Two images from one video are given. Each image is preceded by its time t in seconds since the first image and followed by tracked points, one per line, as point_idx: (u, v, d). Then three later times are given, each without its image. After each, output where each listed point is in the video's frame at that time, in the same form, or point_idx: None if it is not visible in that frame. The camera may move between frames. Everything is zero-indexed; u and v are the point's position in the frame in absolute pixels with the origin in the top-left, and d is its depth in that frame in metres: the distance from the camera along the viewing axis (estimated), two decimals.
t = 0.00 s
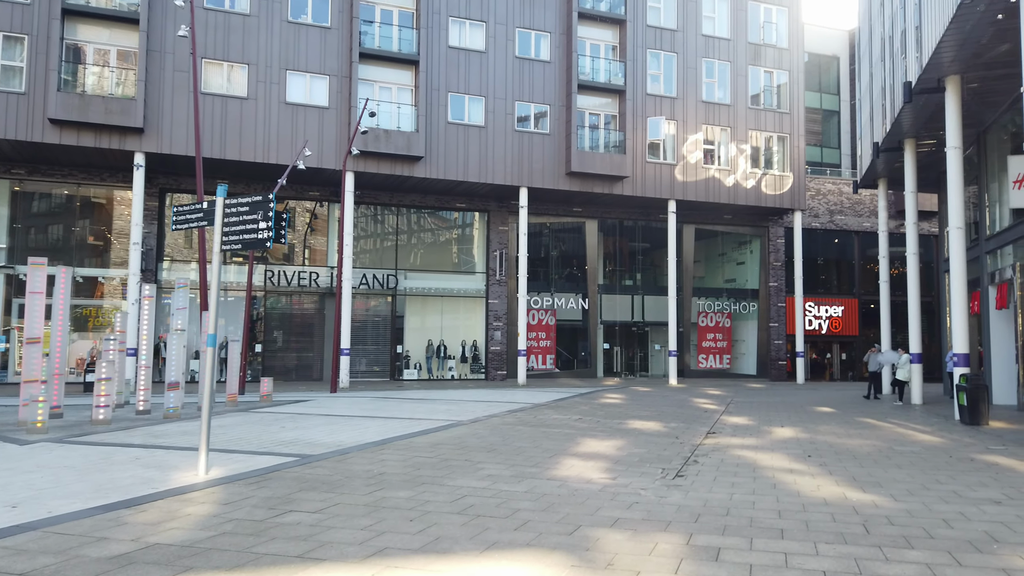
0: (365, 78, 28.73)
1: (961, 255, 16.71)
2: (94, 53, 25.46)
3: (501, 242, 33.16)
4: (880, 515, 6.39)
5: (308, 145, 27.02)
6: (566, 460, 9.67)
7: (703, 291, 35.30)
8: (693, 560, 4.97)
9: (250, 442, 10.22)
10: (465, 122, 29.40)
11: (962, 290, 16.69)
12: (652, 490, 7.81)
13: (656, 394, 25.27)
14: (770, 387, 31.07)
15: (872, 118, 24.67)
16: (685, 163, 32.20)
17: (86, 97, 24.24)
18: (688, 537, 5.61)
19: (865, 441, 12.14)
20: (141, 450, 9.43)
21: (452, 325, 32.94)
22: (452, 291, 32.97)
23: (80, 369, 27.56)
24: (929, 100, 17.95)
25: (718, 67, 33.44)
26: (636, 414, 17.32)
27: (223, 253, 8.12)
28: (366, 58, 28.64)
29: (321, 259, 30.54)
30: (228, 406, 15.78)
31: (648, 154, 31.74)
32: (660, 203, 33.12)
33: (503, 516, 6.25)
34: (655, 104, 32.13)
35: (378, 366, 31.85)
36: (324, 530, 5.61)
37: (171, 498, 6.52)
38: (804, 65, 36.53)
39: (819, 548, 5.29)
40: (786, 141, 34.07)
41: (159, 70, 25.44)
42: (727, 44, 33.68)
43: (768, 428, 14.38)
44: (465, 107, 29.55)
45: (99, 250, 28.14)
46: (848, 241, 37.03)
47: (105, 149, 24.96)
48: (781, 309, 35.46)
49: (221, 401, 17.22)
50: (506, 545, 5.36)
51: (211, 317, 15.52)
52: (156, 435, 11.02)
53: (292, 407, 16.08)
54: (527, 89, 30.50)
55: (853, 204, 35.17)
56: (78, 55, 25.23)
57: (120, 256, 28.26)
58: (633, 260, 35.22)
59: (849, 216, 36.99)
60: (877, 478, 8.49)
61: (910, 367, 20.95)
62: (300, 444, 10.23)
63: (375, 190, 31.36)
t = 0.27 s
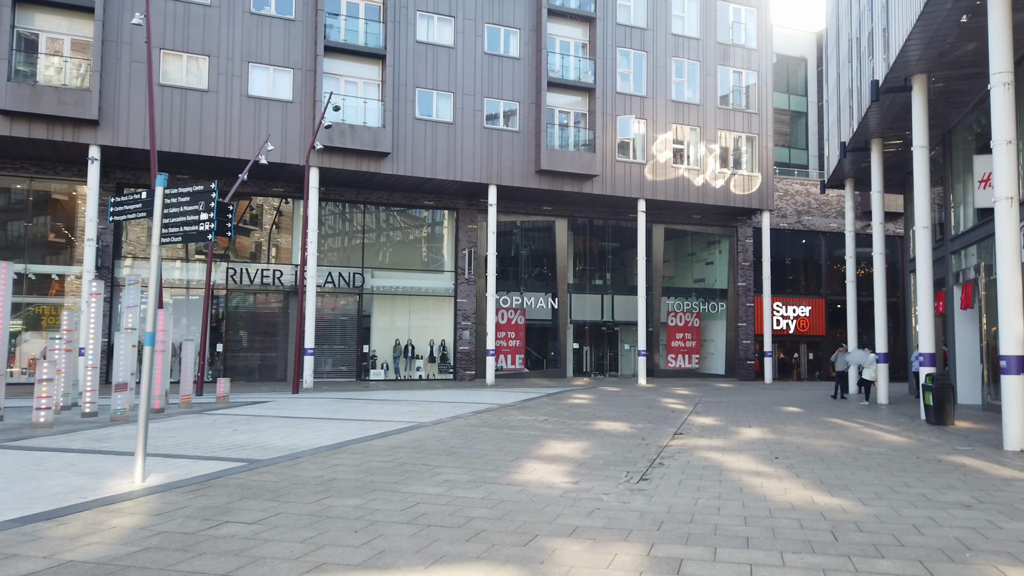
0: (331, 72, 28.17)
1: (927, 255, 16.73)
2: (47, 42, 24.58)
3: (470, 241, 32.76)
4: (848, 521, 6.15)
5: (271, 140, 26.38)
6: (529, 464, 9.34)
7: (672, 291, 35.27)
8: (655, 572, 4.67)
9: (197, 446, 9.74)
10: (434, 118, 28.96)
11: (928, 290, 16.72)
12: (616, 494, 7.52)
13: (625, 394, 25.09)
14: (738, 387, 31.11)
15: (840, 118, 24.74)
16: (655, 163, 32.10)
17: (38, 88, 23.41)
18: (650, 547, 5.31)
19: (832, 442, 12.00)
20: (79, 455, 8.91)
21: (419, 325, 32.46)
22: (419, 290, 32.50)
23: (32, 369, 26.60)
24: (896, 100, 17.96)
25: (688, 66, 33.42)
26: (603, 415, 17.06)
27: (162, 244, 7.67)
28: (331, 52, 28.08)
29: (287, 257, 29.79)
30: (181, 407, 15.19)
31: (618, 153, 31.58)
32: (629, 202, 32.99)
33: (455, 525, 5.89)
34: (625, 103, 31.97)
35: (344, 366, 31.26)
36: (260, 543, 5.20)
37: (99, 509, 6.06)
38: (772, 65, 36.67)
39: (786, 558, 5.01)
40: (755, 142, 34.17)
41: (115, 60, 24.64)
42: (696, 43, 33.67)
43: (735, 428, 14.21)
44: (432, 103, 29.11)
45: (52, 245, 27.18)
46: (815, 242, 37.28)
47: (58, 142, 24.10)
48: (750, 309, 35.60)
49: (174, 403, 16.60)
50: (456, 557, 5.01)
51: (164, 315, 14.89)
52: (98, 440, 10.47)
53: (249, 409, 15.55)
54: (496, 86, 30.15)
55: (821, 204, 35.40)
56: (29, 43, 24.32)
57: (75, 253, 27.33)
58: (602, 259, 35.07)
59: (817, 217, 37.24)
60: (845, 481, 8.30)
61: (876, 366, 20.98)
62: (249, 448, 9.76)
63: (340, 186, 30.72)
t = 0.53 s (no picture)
0: (295, 66, 27.58)
1: (893, 254, 16.73)
2: None
3: (438, 239, 32.34)
4: (813, 527, 5.92)
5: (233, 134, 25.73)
6: (488, 467, 9.02)
7: (642, 290, 35.20)
8: None
9: (141, 450, 9.28)
10: (401, 114, 28.49)
11: (894, 289, 16.72)
12: (574, 499, 7.23)
13: (594, 394, 24.88)
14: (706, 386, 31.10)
15: (808, 118, 24.78)
16: (625, 161, 31.96)
17: None
18: (607, 557, 5.01)
19: (798, 442, 11.84)
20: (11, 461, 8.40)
21: (387, 324, 31.97)
22: (387, 288, 32.00)
23: None
24: (863, 99, 17.93)
25: (658, 65, 33.35)
26: (570, 415, 16.79)
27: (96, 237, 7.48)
28: (296, 45, 27.49)
29: (253, 254, 29.16)
30: (133, 409, 14.62)
31: (588, 151, 31.38)
32: (599, 200, 32.82)
33: (402, 536, 5.55)
34: (595, 101, 31.77)
35: (309, 366, 30.65)
36: (187, 559, 4.81)
37: (18, 521, 5.62)
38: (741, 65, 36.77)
39: (748, 569, 4.75)
40: (724, 141, 34.21)
41: (70, 50, 23.85)
42: (667, 42, 33.61)
43: (702, 429, 14.03)
44: (400, 99, 28.63)
45: (5, 240, 26.30)
46: (783, 242, 37.47)
47: (9, 133, 23.26)
48: (718, 308, 35.68)
49: (125, 405, 15.99)
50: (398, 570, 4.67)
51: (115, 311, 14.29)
52: (36, 444, 9.93)
53: (205, 410, 15.03)
54: (465, 82, 29.77)
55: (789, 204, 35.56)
56: None
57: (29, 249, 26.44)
58: (572, 258, 34.88)
59: (785, 217, 37.43)
60: (810, 483, 8.10)
61: (843, 366, 21.01)
62: (195, 453, 9.29)
63: (305, 182, 30.09)
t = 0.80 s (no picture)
0: (252, 59, 26.89)
1: (853, 255, 16.75)
2: None
3: (400, 238, 31.81)
4: (772, 537, 5.68)
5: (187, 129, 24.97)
6: (440, 474, 8.66)
7: (606, 291, 35.11)
8: None
9: (70, 460, 8.73)
10: (362, 110, 27.93)
11: (854, 290, 16.74)
12: (526, 508, 6.91)
13: (557, 395, 24.63)
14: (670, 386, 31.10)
15: (770, 119, 24.84)
16: (589, 161, 31.80)
17: None
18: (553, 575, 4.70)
19: (758, 445, 11.68)
20: None
21: (347, 324, 31.37)
22: (348, 288, 31.39)
23: None
24: (824, 99, 17.94)
25: (622, 65, 33.28)
26: (531, 418, 16.49)
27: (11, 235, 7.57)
28: (253, 38, 26.80)
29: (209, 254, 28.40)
30: (72, 414, 13.95)
31: (552, 151, 31.16)
32: (563, 200, 32.62)
33: (336, 553, 5.16)
34: (559, 100, 31.57)
35: (267, 367, 29.91)
36: None
37: None
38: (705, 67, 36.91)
39: None
40: (688, 142, 34.27)
41: (14, 39, 22.91)
42: (631, 42, 33.56)
43: (663, 431, 13.82)
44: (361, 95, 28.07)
45: None
46: (745, 243, 37.69)
47: None
48: (682, 308, 35.77)
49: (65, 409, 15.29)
50: None
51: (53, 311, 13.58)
52: None
53: (150, 415, 14.41)
54: (427, 78, 29.33)
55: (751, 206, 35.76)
56: None
57: None
58: (536, 258, 34.64)
59: (747, 218, 37.66)
60: (769, 488, 7.89)
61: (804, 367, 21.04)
62: (129, 461, 8.79)
63: (263, 179, 29.37)
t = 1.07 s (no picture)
0: (216, 52, 26.24)
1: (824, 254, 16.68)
2: None
3: (370, 236, 31.27)
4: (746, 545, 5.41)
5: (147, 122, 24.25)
6: (402, 479, 8.29)
7: (578, 290, 34.93)
8: None
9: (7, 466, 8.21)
10: (330, 105, 27.38)
11: (825, 289, 16.66)
12: (490, 515, 6.58)
13: (528, 395, 24.32)
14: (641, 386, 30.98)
15: (741, 118, 24.79)
16: (561, 160, 31.56)
17: None
18: None
19: (730, 445, 11.47)
20: None
21: (315, 324, 30.76)
22: (315, 287, 30.78)
23: None
24: (796, 97, 17.85)
25: (595, 63, 33.11)
26: (500, 419, 16.15)
27: None
28: (216, 30, 26.14)
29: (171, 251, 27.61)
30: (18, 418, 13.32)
31: (524, 149, 30.86)
32: (535, 198, 32.35)
33: (282, 568, 4.79)
34: (531, 98, 31.28)
35: (232, 368, 29.18)
36: None
37: None
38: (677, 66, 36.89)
39: None
40: (659, 142, 34.20)
41: None
42: (603, 41, 33.40)
43: (634, 432, 13.57)
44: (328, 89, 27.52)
45: None
46: (716, 243, 37.76)
47: None
48: (653, 308, 35.71)
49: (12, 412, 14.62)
50: None
51: None
52: None
53: (102, 418, 13.81)
54: (397, 74, 28.85)
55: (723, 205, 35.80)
56: None
57: None
58: (508, 257, 34.32)
59: (718, 218, 37.73)
60: (742, 492, 7.65)
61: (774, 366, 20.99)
62: (71, 467, 8.29)
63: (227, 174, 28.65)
